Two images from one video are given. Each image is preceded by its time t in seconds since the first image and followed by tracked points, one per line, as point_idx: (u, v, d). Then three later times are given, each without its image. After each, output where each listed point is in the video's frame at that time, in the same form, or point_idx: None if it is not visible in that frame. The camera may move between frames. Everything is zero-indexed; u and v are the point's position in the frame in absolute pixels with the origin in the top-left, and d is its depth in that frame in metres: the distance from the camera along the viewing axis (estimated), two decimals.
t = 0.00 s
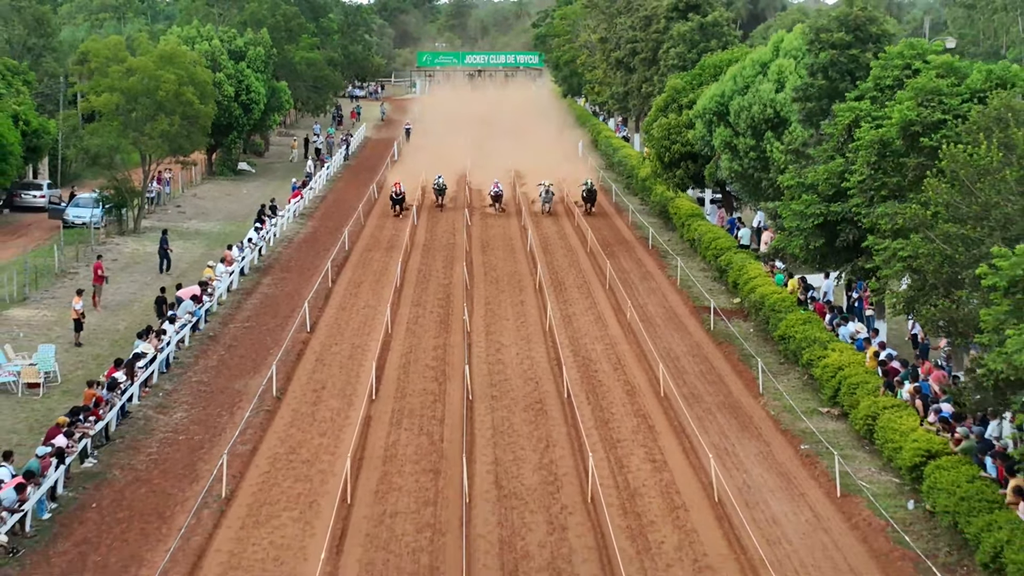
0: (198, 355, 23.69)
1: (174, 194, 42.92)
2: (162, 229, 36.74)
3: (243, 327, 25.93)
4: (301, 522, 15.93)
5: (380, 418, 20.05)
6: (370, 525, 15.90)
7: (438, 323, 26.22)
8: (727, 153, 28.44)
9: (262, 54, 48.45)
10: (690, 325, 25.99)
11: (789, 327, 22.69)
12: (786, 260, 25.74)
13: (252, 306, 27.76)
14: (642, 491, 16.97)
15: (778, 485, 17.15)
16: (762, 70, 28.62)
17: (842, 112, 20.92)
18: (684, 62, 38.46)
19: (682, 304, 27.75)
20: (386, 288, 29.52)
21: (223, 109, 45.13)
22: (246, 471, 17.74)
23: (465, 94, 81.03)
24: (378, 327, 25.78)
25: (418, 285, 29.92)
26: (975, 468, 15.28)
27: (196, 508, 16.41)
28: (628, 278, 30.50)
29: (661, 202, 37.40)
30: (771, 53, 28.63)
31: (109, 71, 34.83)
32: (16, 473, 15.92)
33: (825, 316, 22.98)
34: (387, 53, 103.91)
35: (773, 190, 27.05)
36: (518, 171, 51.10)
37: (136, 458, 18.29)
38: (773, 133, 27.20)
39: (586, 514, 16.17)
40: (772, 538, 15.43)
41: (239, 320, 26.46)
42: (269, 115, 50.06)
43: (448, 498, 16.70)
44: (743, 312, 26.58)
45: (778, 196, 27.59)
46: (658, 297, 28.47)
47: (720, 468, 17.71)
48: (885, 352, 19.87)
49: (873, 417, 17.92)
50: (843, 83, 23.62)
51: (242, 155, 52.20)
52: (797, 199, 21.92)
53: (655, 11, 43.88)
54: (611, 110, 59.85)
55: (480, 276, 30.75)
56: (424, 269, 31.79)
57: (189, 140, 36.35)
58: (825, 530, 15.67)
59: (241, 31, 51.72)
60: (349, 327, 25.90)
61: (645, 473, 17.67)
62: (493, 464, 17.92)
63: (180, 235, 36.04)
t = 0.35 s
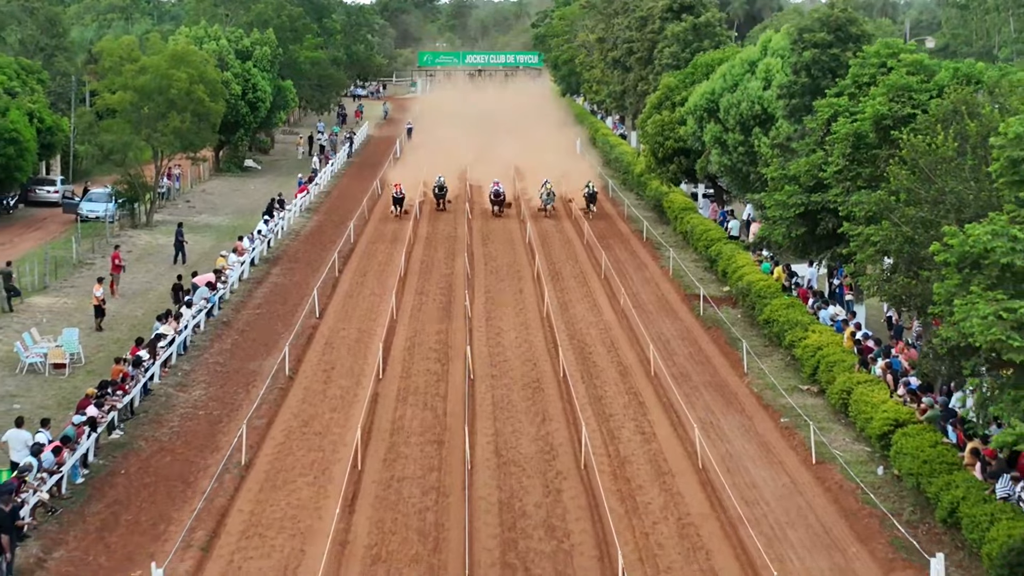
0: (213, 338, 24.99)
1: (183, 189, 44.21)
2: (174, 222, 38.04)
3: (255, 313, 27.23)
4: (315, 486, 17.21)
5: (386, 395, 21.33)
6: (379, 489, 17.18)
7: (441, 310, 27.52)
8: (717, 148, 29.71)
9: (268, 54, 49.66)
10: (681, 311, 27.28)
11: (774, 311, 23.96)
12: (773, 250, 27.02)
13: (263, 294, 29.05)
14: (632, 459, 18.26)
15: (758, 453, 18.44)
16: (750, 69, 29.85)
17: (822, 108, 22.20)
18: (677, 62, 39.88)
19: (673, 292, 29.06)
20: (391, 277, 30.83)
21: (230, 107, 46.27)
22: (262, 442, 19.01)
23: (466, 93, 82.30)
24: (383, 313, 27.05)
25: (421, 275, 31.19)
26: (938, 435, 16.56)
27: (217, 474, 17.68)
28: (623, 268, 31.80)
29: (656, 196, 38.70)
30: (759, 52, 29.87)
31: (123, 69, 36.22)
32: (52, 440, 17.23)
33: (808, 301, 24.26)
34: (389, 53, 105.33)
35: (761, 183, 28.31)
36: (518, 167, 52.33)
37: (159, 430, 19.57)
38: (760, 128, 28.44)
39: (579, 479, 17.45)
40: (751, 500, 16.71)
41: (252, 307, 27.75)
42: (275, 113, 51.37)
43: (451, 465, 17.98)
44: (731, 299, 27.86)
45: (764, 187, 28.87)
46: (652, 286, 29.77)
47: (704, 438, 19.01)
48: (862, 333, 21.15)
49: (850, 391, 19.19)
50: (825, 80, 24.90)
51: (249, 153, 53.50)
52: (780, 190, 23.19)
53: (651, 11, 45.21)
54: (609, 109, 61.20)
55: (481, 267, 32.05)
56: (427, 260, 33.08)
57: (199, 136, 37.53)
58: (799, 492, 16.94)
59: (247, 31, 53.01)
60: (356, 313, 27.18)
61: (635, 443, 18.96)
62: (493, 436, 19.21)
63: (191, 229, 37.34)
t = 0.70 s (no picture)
0: (226, 325, 26.16)
1: (192, 185, 45.38)
2: (184, 217, 39.20)
3: (265, 302, 28.40)
4: (326, 458, 18.36)
5: (392, 376, 22.51)
6: (386, 460, 18.32)
7: (444, 298, 28.69)
8: (708, 144, 30.85)
9: (273, 53, 50.78)
10: (674, 299, 28.45)
11: (761, 298, 25.13)
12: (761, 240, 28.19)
13: (273, 284, 30.22)
14: (624, 433, 19.43)
15: (743, 428, 19.62)
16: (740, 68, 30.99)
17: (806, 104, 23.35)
18: (672, 61, 41.25)
19: (666, 281, 30.23)
20: (395, 268, 32.02)
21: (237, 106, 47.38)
22: (276, 418, 20.18)
23: (465, 92, 83.49)
24: (388, 302, 28.22)
25: (423, 267, 32.39)
26: (909, 409, 17.71)
27: (234, 447, 18.81)
28: (618, 260, 32.98)
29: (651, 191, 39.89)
30: (749, 51, 31.02)
31: (134, 68, 37.34)
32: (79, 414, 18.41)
33: (794, 289, 25.43)
34: (390, 53, 106.55)
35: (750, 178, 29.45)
36: (518, 164, 53.50)
37: (178, 408, 20.73)
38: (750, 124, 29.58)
39: (573, 450, 18.64)
40: (735, 469, 17.86)
41: (262, 296, 28.93)
42: (280, 111, 52.54)
43: (454, 439, 19.15)
44: (721, 288, 29.04)
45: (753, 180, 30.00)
46: (646, 276, 30.95)
47: (692, 415, 20.19)
48: (843, 318, 22.29)
49: (830, 371, 20.36)
50: (811, 78, 26.05)
51: (254, 150, 54.67)
52: (766, 182, 24.34)
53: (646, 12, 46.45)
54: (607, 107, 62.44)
55: (482, 259, 33.23)
56: (429, 253, 34.26)
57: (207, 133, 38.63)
58: (780, 463, 18.10)
59: (253, 31, 54.16)
60: (362, 301, 28.36)
61: (627, 419, 20.14)
62: (493, 413, 20.38)
63: (200, 223, 38.50)
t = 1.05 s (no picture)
0: (238, 312, 27.34)
1: (200, 182, 46.53)
2: (193, 212, 40.36)
3: (274, 291, 29.58)
4: (336, 432, 19.53)
5: (397, 360, 23.68)
6: (393, 434, 19.49)
7: (446, 288, 29.86)
8: (700, 140, 32.00)
9: (278, 53, 51.88)
10: (667, 289, 29.62)
11: (750, 286, 26.30)
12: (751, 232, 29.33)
13: (281, 275, 31.39)
14: (616, 411, 20.59)
15: (729, 406, 20.79)
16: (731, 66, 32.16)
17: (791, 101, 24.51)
18: (667, 60, 42.34)
19: (660, 272, 31.41)
20: (398, 260, 33.18)
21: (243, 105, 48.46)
22: (288, 398, 21.34)
23: (466, 91, 84.61)
24: (393, 291, 29.40)
25: (426, 259, 33.55)
26: (883, 385, 18.86)
27: (249, 423, 19.99)
28: (615, 252, 34.14)
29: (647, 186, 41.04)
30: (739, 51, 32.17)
31: (146, 68, 38.47)
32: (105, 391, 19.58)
33: (781, 277, 26.59)
34: (391, 53, 107.70)
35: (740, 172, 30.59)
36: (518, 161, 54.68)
37: (195, 388, 21.91)
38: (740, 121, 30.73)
39: (568, 426, 19.79)
40: (720, 442, 19.03)
41: (271, 286, 30.10)
42: (285, 110, 53.70)
43: (456, 416, 20.33)
44: (713, 279, 30.19)
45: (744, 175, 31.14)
46: (640, 267, 32.10)
47: (681, 394, 21.37)
48: (826, 303, 23.45)
49: (812, 352, 21.52)
50: (797, 76, 27.23)
51: (259, 148, 55.84)
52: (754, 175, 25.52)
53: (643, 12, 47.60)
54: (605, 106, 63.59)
55: (482, 252, 34.41)
56: (432, 246, 35.45)
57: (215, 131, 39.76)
58: (762, 437, 19.27)
59: (258, 31, 55.29)
60: (367, 291, 29.55)
61: (620, 398, 21.31)
62: (493, 392, 21.56)
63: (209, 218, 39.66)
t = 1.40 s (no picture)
0: (249, 300, 28.62)
1: (208, 178, 47.80)
2: (202, 207, 41.65)
3: (283, 281, 30.85)
4: (346, 407, 20.84)
5: (402, 343, 24.98)
6: (399, 409, 20.78)
7: (449, 278, 31.15)
8: (693, 136, 33.25)
9: (283, 53, 53.13)
10: (660, 278, 30.89)
11: (738, 275, 27.57)
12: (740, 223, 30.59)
13: (290, 266, 32.66)
14: (609, 388, 21.89)
15: (715, 385, 22.08)
16: (721, 65, 33.40)
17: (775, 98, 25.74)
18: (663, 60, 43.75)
19: (654, 263, 32.67)
20: (402, 253, 34.46)
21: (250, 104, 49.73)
22: (300, 377, 22.63)
23: (467, 90, 85.82)
24: (397, 281, 30.71)
25: (428, 251, 34.83)
26: (858, 362, 20.15)
27: (263, 399, 21.27)
28: (611, 245, 35.39)
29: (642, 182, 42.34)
30: (729, 50, 33.43)
31: (157, 67, 39.75)
32: (130, 368, 20.93)
33: (768, 266, 27.86)
34: (392, 53, 108.96)
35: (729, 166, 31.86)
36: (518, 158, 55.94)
37: (211, 368, 23.21)
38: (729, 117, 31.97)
39: (564, 402, 21.07)
40: (706, 416, 20.30)
41: (280, 276, 31.35)
42: (290, 108, 54.96)
43: (458, 393, 21.63)
44: (704, 269, 31.47)
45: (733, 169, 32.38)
46: (635, 259, 33.38)
47: (671, 374, 22.66)
48: (809, 289, 24.74)
49: (795, 334, 22.82)
50: (783, 74, 28.53)
51: (265, 146, 57.14)
52: (742, 168, 26.75)
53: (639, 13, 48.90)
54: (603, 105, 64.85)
55: (483, 245, 35.69)
56: (434, 239, 36.71)
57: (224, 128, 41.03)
58: (746, 411, 20.54)
59: (263, 32, 56.62)
60: (373, 281, 30.83)
61: (612, 377, 22.61)
62: (493, 372, 22.86)
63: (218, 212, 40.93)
